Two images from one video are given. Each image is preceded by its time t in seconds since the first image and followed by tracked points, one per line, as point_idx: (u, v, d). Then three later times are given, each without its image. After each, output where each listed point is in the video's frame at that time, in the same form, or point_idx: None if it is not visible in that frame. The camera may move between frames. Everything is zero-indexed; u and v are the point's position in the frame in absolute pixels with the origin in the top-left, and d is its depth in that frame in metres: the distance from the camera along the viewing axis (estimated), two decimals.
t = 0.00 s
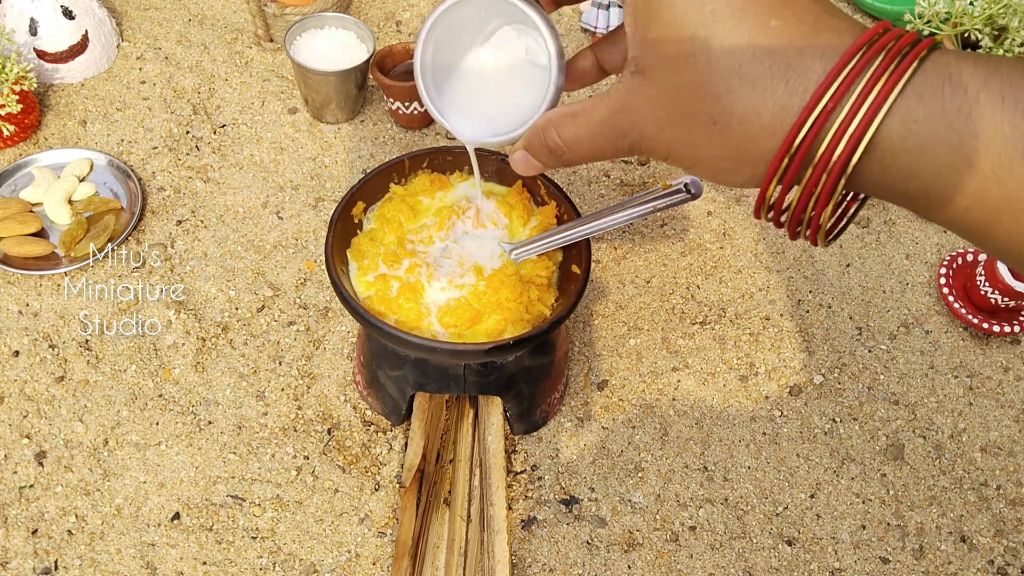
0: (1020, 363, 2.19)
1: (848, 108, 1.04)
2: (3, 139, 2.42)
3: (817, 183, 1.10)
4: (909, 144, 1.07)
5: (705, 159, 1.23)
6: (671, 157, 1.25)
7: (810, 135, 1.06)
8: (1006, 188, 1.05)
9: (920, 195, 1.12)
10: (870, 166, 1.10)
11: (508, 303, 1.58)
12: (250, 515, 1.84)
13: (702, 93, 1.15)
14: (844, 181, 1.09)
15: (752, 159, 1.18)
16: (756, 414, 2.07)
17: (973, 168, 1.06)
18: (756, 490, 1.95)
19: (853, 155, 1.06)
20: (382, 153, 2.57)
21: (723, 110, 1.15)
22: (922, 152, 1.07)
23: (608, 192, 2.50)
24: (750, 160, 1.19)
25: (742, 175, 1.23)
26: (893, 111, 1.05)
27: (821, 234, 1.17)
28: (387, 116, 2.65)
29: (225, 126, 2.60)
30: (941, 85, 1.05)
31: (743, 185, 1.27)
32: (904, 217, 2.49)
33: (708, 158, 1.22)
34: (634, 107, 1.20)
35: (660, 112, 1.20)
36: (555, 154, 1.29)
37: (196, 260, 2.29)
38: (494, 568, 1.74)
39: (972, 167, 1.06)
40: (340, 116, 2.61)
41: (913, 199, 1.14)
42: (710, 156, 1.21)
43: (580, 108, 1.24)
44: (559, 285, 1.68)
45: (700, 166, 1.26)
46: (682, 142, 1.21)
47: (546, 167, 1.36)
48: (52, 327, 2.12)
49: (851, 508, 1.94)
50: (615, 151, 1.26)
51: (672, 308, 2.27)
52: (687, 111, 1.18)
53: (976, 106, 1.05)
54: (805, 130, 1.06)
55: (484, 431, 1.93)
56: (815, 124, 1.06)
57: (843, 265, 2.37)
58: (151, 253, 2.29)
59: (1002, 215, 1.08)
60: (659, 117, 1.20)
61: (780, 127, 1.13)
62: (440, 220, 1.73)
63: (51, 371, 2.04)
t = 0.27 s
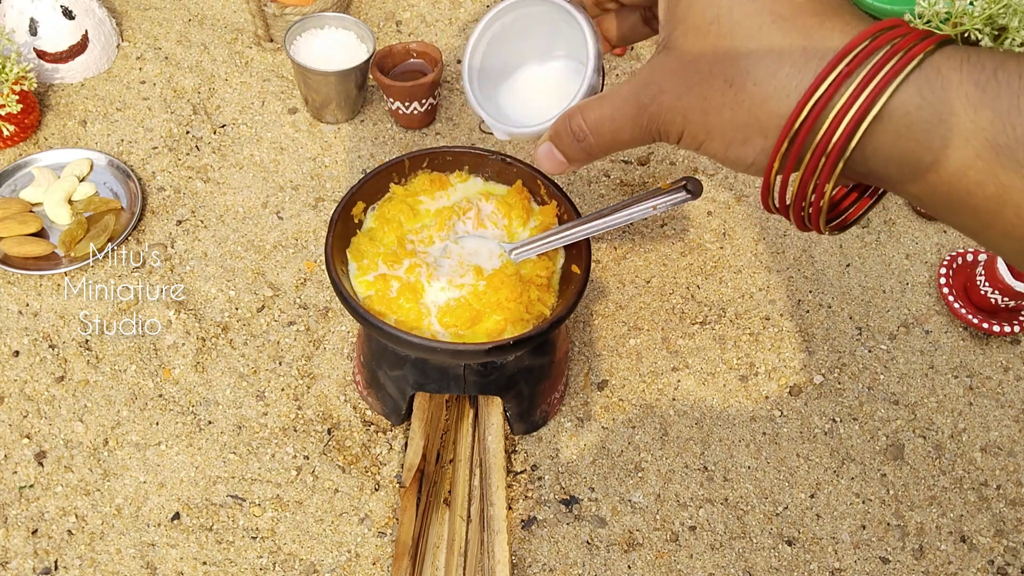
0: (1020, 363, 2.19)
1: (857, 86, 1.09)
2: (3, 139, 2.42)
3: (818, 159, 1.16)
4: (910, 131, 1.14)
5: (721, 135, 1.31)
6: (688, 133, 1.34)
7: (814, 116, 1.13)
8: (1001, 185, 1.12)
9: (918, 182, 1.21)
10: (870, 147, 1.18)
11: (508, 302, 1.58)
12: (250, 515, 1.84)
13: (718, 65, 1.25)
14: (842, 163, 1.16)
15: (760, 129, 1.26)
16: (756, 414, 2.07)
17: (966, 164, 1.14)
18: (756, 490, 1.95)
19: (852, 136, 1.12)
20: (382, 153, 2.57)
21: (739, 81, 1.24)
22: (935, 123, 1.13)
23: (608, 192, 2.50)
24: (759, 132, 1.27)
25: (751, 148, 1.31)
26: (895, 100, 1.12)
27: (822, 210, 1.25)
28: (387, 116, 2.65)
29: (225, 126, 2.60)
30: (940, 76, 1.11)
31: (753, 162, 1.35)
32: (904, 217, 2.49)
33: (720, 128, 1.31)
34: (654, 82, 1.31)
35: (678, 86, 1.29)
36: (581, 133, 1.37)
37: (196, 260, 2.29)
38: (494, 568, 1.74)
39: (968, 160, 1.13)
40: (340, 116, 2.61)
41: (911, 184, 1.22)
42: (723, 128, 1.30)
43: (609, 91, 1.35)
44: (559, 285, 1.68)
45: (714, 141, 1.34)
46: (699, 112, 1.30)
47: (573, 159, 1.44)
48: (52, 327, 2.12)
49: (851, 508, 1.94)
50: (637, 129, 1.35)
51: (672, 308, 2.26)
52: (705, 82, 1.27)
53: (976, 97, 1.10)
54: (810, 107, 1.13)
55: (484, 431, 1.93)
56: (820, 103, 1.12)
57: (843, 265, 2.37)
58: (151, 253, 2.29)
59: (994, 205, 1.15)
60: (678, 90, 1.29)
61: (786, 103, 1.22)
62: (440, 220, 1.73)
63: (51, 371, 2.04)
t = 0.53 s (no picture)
0: (1020, 363, 2.19)
1: (859, 103, 1.10)
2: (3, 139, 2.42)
3: (826, 174, 1.15)
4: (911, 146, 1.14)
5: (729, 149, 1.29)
6: (696, 154, 1.33)
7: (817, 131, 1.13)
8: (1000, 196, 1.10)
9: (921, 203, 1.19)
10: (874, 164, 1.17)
11: (508, 302, 1.58)
12: (250, 515, 1.84)
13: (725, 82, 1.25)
14: (846, 181, 1.16)
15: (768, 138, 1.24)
16: (756, 414, 2.07)
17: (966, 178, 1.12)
18: (756, 490, 1.95)
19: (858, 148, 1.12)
20: (382, 153, 2.57)
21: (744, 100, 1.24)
22: (935, 141, 1.12)
23: (608, 192, 2.50)
24: (764, 152, 1.26)
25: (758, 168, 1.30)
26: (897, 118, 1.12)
27: (829, 228, 1.25)
28: (387, 116, 2.65)
29: (225, 126, 2.60)
30: (941, 94, 1.12)
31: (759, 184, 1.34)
32: (904, 217, 2.49)
33: (728, 148, 1.29)
34: (660, 98, 1.31)
35: (685, 103, 1.29)
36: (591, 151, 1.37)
37: (196, 260, 2.29)
38: (494, 568, 1.74)
39: (969, 178, 1.12)
40: (340, 116, 2.61)
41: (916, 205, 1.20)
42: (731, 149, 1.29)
43: (619, 115, 1.36)
44: (559, 285, 1.68)
45: (723, 162, 1.33)
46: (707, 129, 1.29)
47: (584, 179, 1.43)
48: (52, 327, 2.12)
49: (851, 508, 1.94)
50: (647, 151, 1.34)
51: (672, 308, 2.27)
52: (711, 100, 1.27)
53: (975, 117, 1.10)
54: (813, 125, 1.13)
55: (484, 431, 1.93)
56: (822, 121, 1.12)
57: (843, 265, 2.37)
58: (151, 253, 2.29)
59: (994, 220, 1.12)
60: (685, 106, 1.29)
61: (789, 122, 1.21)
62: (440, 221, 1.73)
63: (51, 371, 2.04)
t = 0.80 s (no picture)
0: (1020, 363, 2.19)
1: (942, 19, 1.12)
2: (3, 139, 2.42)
3: (898, 97, 1.19)
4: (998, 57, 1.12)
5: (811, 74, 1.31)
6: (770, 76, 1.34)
7: (898, 48, 1.16)
8: None
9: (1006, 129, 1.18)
10: (956, 83, 1.18)
11: (508, 302, 1.57)
12: (250, 515, 1.84)
13: None
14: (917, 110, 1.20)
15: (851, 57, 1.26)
16: (756, 414, 2.07)
17: None
18: (756, 490, 1.95)
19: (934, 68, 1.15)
20: (382, 153, 2.57)
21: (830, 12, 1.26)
22: None
23: (608, 192, 2.50)
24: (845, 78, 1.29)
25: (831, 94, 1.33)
26: (989, 23, 1.12)
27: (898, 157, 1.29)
28: (387, 116, 2.65)
29: (225, 126, 2.60)
30: None
31: (833, 110, 1.38)
32: (904, 217, 2.49)
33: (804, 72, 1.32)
34: (735, 25, 1.33)
35: (760, 27, 1.30)
36: (645, 80, 1.35)
37: (197, 260, 2.29)
38: (494, 568, 1.74)
39: None
40: (340, 116, 2.61)
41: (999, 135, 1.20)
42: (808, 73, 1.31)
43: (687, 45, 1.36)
44: (560, 285, 1.68)
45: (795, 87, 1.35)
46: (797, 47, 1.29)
47: (627, 114, 1.41)
48: (52, 327, 2.12)
49: (851, 508, 1.94)
50: (708, 79, 1.35)
51: (672, 308, 2.27)
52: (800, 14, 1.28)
53: None
54: (889, 47, 1.17)
55: (484, 431, 1.93)
56: (899, 44, 1.16)
57: (843, 266, 2.37)
58: (151, 253, 2.29)
59: None
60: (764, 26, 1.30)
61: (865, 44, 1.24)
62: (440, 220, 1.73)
63: (51, 371, 2.04)
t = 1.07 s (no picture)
0: (1020, 363, 2.19)
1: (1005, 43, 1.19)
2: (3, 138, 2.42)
3: (974, 110, 1.25)
4: None
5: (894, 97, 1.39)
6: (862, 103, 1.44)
7: (965, 74, 1.24)
8: None
9: None
10: None
11: (508, 302, 1.57)
12: (250, 514, 1.84)
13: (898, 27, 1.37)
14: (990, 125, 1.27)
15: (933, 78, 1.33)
16: (756, 414, 2.07)
17: None
18: (756, 490, 1.95)
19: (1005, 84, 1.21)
20: (382, 153, 2.57)
21: (919, 26, 1.34)
22: None
23: (608, 192, 2.50)
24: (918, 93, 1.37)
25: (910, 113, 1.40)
26: None
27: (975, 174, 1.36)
28: (387, 116, 2.65)
29: (225, 126, 2.60)
30: None
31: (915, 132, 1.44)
32: (904, 217, 2.50)
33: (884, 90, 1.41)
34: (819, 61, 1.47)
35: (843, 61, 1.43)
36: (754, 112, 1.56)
37: (196, 260, 2.29)
38: (494, 568, 1.74)
39: None
40: (340, 116, 2.61)
41: None
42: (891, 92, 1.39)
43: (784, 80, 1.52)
44: (560, 285, 1.68)
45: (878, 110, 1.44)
46: (878, 72, 1.38)
47: (738, 143, 1.64)
48: (52, 327, 2.12)
49: (851, 508, 1.94)
50: (801, 108, 1.49)
51: (672, 308, 2.27)
52: (887, 39, 1.38)
53: None
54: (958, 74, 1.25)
55: (484, 431, 1.92)
56: (965, 71, 1.24)
57: (843, 266, 2.37)
58: (151, 253, 2.29)
59: None
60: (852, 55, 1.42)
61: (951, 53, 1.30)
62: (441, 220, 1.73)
63: (51, 371, 2.04)
